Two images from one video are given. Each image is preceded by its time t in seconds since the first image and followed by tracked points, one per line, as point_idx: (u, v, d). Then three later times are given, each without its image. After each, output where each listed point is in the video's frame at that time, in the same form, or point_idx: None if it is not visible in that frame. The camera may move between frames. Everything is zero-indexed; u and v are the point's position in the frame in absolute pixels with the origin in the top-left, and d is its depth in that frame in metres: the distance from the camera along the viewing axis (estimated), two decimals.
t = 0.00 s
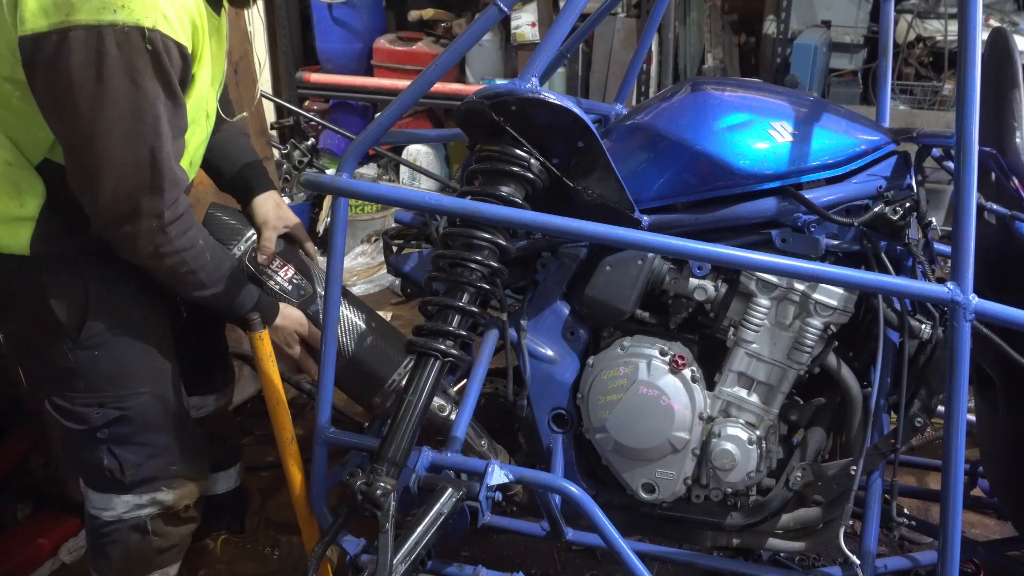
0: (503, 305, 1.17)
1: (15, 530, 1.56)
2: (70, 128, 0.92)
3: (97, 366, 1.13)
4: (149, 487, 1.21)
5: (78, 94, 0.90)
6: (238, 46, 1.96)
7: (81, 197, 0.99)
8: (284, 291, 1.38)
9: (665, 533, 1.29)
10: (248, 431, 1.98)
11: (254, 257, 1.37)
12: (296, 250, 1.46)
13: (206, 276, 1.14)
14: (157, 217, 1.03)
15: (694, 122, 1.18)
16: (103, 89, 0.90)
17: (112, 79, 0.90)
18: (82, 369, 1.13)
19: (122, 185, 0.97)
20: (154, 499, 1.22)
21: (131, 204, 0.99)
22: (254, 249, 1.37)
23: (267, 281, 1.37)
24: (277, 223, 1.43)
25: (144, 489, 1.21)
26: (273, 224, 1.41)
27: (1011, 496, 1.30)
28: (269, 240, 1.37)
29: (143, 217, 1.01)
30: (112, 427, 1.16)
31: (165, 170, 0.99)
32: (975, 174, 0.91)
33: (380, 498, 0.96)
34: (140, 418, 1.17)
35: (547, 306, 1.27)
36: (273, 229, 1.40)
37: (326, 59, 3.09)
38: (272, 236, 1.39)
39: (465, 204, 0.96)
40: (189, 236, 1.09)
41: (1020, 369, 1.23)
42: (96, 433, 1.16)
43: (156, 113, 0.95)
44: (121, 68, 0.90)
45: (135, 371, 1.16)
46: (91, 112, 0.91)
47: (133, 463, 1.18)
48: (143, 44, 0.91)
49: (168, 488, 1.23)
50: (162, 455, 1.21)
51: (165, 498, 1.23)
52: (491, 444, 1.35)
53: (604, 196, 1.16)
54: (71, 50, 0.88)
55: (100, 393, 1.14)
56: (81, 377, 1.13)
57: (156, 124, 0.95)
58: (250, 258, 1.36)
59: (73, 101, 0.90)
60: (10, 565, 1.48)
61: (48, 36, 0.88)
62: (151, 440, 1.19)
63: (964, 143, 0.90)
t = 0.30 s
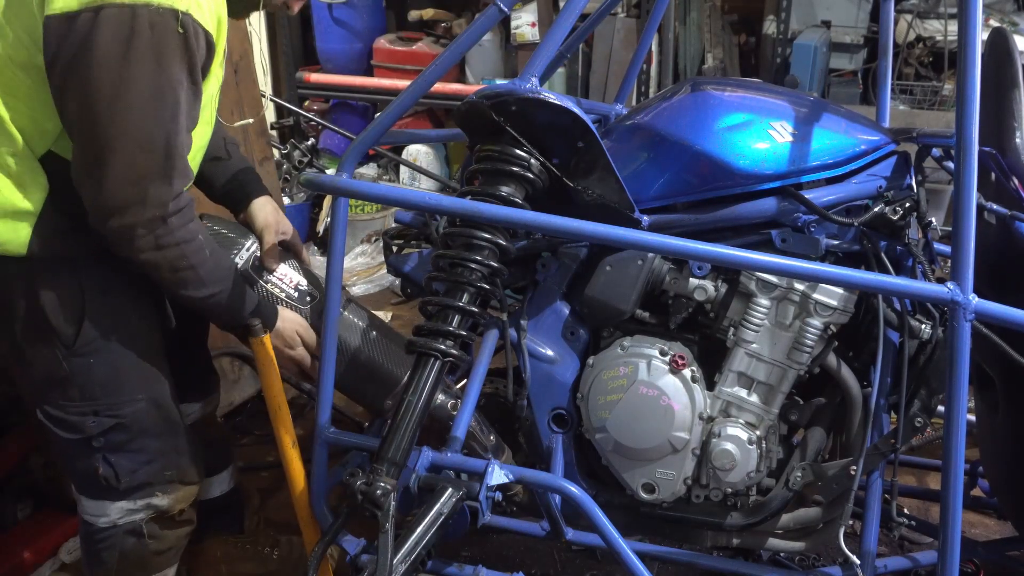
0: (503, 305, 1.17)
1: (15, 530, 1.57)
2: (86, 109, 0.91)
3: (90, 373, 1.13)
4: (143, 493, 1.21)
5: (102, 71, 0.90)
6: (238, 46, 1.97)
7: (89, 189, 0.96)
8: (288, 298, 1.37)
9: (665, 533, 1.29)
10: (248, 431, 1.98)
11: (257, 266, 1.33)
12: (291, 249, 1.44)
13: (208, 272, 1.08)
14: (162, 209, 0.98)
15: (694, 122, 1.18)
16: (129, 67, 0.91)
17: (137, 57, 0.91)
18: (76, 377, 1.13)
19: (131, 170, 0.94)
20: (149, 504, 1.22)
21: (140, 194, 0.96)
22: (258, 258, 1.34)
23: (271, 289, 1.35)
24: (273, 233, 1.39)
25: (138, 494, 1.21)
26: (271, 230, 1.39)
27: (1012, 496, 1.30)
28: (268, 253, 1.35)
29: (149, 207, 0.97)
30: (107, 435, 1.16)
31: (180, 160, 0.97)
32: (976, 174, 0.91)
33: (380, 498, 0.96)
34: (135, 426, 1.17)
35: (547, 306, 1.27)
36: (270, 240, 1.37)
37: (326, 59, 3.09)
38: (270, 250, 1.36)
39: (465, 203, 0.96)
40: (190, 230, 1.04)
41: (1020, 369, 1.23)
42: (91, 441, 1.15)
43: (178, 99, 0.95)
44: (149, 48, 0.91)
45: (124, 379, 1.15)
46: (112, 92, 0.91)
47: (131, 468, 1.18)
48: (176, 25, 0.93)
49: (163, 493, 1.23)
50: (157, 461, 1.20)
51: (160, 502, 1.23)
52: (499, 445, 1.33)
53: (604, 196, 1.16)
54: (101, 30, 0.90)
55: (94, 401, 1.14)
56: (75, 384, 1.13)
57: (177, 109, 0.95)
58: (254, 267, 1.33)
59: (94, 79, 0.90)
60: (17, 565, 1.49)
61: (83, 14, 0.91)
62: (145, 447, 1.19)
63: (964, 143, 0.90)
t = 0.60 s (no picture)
0: (503, 305, 1.17)
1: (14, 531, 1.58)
2: (77, 91, 0.91)
3: (79, 383, 1.12)
4: (131, 498, 1.22)
5: (99, 53, 0.91)
6: (237, 46, 1.97)
7: (66, 174, 0.97)
8: (300, 288, 1.36)
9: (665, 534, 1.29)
10: (248, 431, 1.98)
11: (271, 253, 1.33)
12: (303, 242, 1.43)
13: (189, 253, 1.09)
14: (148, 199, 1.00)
15: (694, 121, 1.18)
16: (127, 51, 0.92)
17: (135, 44, 0.93)
18: (64, 386, 1.12)
19: (115, 153, 0.95)
20: (137, 508, 1.23)
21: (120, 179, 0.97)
22: (272, 246, 1.33)
23: (282, 278, 1.34)
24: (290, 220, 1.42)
25: (127, 499, 1.21)
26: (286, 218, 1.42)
27: (1012, 496, 1.30)
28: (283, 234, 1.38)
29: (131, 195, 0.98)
30: (95, 443, 1.16)
31: (171, 141, 1.00)
32: (975, 174, 0.91)
33: (380, 498, 0.96)
34: (124, 434, 1.17)
35: (547, 306, 1.27)
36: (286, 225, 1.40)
37: (326, 59, 3.09)
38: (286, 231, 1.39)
39: (465, 203, 0.96)
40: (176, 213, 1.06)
41: (1020, 369, 1.23)
42: (79, 449, 1.16)
43: (170, 85, 0.97)
44: (148, 30, 0.93)
45: (112, 389, 1.15)
46: (103, 76, 0.91)
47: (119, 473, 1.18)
48: (176, 10, 0.96)
49: (151, 497, 1.24)
50: (146, 467, 1.21)
51: (149, 507, 1.24)
52: (497, 447, 1.33)
53: (604, 196, 1.16)
54: (102, 10, 0.91)
55: (80, 409, 1.13)
56: (62, 392, 1.12)
57: (167, 95, 0.97)
58: (267, 255, 1.32)
59: (89, 62, 0.90)
60: (17, 566, 1.50)
61: None
62: (135, 454, 1.19)
63: (964, 143, 0.90)
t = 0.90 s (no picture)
0: (503, 305, 1.17)
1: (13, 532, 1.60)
2: (63, 93, 0.91)
3: (57, 385, 1.11)
4: (112, 500, 1.21)
5: (82, 52, 0.90)
6: (237, 46, 1.97)
7: (60, 176, 0.97)
8: (315, 274, 1.35)
9: (665, 534, 1.29)
10: (247, 431, 1.98)
11: (289, 238, 1.34)
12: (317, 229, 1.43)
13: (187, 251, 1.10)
14: (139, 197, 1.00)
15: (694, 122, 1.18)
16: (111, 50, 0.92)
17: (118, 43, 0.92)
18: (42, 388, 1.11)
19: (108, 153, 0.95)
20: (120, 509, 1.22)
21: (114, 179, 0.97)
22: (289, 230, 1.34)
23: (297, 263, 1.34)
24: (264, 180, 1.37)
25: (108, 501, 1.21)
26: (261, 179, 1.37)
27: (1012, 496, 1.30)
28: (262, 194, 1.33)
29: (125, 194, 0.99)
30: (74, 446, 1.16)
31: (159, 139, 1.00)
32: (975, 174, 0.91)
33: (380, 498, 0.96)
34: (102, 438, 1.17)
35: (547, 306, 1.27)
36: (263, 185, 1.35)
37: (326, 59, 3.09)
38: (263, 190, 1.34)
39: (465, 203, 0.96)
40: (172, 204, 1.06)
41: (1020, 369, 1.23)
42: (58, 452, 1.15)
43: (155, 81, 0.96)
44: (131, 28, 0.93)
45: (91, 391, 1.14)
46: (90, 77, 0.91)
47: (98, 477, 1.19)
48: (155, 7, 0.95)
49: (133, 499, 1.23)
50: (127, 469, 1.21)
51: (132, 508, 1.24)
52: (500, 448, 1.32)
53: (604, 196, 1.16)
54: (81, 9, 0.90)
55: (59, 411, 1.13)
56: (42, 396, 1.12)
57: (153, 91, 0.97)
58: (285, 240, 1.33)
59: (73, 63, 0.90)
60: (17, 566, 1.53)
61: None
62: (115, 456, 1.19)
63: (964, 143, 0.90)
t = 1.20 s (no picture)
0: (503, 305, 1.17)
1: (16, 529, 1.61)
2: (55, 95, 0.91)
3: (53, 384, 1.11)
4: (110, 498, 1.21)
5: (71, 55, 0.90)
6: (237, 45, 1.97)
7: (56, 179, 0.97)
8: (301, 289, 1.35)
9: (665, 534, 1.29)
10: (247, 431, 1.98)
11: (272, 254, 1.33)
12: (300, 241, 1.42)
13: (183, 251, 1.10)
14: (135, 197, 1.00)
15: (694, 122, 1.18)
16: (101, 51, 0.92)
17: (107, 45, 0.92)
18: (38, 386, 1.11)
19: (101, 155, 0.95)
20: (117, 508, 1.22)
21: (110, 180, 0.97)
22: (271, 246, 1.33)
23: (282, 280, 1.34)
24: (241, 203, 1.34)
25: (106, 500, 1.21)
26: (237, 199, 1.34)
27: (1012, 496, 1.30)
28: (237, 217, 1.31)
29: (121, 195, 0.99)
30: (71, 444, 1.16)
31: (151, 141, 1.00)
32: (975, 174, 0.91)
33: (380, 498, 0.96)
34: (99, 436, 1.16)
35: (547, 306, 1.27)
36: (239, 205, 1.33)
37: (326, 59, 3.09)
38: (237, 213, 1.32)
39: (465, 203, 0.96)
40: (162, 211, 1.06)
41: (1020, 369, 1.23)
42: (55, 450, 1.15)
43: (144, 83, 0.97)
44: (118, 30, 0.93)
45: (87, 389, 1.14)
46: (79, 79, 0.91)
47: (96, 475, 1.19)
48: (143, 8, 0.96)
49: (131, 498, 1.23)
50: (125, 468, 1.21)
51: (129, 507, 1.23)
52: (497, 448, 1.32)
53: (604, 196, 1.16)
54: (68, 13, 0.90)
55: (55, 410, 1.13)
56: (38, 394, 1.12)
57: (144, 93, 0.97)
58: (268, 255, 1.33)
59: (62, 66, 0.90)
60: (18, 565, 1.53)
61: None
62: (112, 455, 1.19)
63: (964, 143, 0.90)
